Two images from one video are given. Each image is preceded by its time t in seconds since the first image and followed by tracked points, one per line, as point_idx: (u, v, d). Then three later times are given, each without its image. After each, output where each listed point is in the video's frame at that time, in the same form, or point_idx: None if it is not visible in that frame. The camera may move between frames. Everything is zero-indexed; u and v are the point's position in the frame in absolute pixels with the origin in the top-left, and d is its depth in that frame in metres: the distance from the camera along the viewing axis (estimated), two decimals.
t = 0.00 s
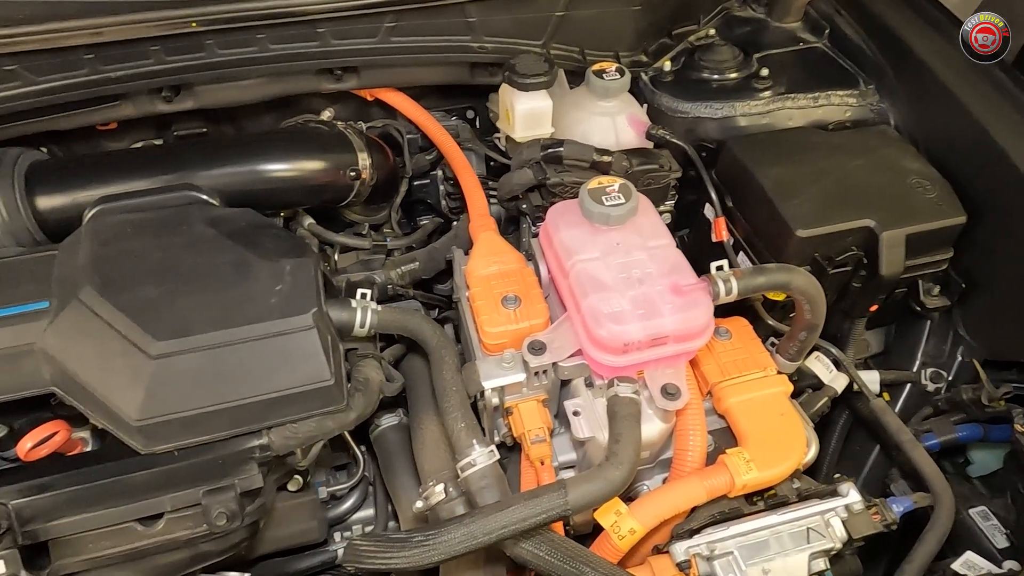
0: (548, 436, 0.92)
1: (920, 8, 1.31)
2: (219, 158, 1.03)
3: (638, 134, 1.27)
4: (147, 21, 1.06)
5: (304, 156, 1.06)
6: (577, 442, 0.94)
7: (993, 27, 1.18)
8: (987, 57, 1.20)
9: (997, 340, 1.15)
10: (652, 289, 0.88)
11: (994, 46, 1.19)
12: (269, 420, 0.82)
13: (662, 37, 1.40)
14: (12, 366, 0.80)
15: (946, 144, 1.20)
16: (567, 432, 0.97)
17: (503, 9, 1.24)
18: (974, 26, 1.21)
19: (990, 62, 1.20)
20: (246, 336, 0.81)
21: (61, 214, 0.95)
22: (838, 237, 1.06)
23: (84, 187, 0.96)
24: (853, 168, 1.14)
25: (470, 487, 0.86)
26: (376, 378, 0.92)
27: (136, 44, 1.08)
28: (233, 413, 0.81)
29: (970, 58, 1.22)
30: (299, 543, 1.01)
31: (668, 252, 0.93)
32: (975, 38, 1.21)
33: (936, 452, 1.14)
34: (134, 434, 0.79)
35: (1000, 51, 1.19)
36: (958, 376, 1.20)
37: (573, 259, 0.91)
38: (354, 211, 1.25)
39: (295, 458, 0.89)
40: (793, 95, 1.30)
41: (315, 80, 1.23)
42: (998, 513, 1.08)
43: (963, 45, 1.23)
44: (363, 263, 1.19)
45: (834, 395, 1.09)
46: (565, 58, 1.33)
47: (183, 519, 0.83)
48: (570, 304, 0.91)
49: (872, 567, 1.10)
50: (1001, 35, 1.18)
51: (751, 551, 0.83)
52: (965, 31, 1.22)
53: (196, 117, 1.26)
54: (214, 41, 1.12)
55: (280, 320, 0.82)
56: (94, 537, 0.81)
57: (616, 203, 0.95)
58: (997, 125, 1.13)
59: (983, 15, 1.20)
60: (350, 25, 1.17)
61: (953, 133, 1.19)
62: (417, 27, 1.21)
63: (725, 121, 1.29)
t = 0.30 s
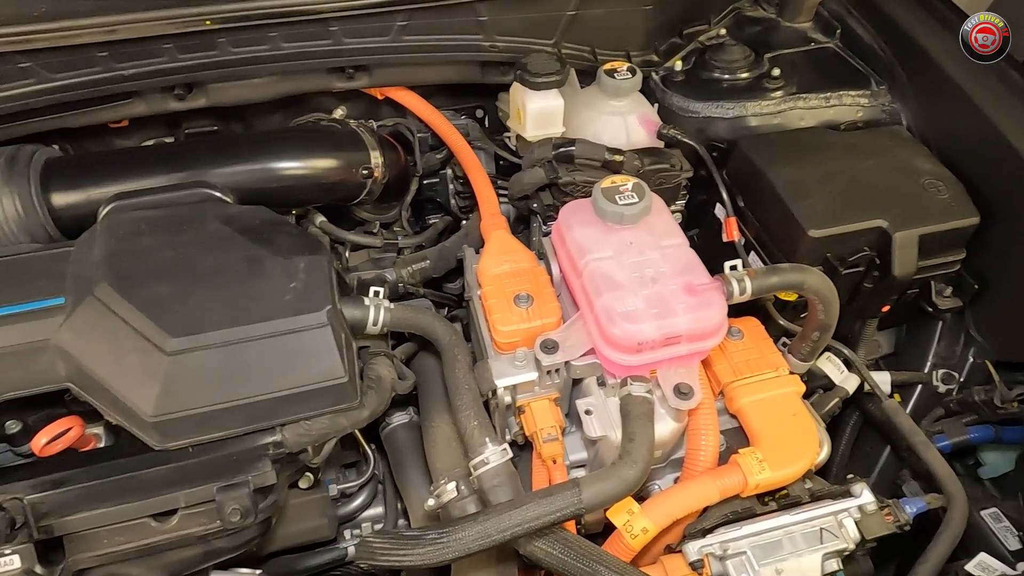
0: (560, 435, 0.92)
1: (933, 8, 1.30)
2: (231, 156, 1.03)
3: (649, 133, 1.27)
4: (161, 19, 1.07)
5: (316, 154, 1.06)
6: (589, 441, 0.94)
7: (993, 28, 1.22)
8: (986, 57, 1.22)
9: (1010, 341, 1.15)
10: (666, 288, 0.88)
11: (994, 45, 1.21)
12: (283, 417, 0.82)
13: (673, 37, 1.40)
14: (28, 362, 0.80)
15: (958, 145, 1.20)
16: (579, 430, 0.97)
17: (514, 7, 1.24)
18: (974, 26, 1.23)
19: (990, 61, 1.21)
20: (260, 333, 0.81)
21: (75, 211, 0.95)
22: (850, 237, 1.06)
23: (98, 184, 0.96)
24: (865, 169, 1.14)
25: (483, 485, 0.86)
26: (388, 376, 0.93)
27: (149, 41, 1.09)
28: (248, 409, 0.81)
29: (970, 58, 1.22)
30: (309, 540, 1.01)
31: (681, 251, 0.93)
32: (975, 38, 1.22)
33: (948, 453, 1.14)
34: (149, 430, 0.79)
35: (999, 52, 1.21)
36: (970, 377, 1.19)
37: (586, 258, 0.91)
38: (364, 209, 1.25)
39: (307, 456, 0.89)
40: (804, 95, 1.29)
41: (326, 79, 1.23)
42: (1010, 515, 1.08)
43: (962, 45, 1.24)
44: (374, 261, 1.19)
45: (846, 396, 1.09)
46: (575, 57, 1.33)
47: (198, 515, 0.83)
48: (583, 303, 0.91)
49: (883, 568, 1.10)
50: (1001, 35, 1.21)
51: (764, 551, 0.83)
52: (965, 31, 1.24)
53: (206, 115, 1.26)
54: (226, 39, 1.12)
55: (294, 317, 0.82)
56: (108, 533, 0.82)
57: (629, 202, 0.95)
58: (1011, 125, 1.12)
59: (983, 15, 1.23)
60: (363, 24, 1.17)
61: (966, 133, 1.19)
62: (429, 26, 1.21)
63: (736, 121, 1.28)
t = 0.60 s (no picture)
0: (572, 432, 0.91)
1: (946, 7, 1.30)
2: (245, 153, 1.03)
3: (660, 131, 1.27)
4: (174, 17, 1.06)
5: (329, 151, 1.06)
6: (601, 440, 0.94)
7: (994, 28, 1.22)
8: (987, 57, 1.22)
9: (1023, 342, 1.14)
10: (680, 287, 0.88)
11: (994, 45, 1.21)
12: (297, 413, 0.83)
13: (684, 36, 1.40)
14: (44, 357, 0.80)
15: (971, 145, 1.20)
16: (591, 429, 0.97)
17: (528, 5, 1.23)
18: (974, 26, 1.23)
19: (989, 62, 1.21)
20: (275, 329, 0.81)
21: (90, 207, 0.96)
22: (863, 237, 1.06)
23: (113, 180, 0.96)
24: (878, 169, 1.13)
25: (496, 482, 0.86)
26: (400, 373, 0.93)
27: (163, 39, 1.09)
28: (262, 405, 0.81)
29: (971, 58, 1.23)
30: (320, 537, 1.01)
31: (695, 250, 0.93)
32: (975, 38, 1.22)
33: (959, 454, 1.15)
34: (164, 425, 0.79)
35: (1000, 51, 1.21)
36: (982, 378, 1.19)
37: (599, 257, 0.91)
38: (375, 207, 1.25)
39: (320, 452, 0.89)
40: (816, 95, 1.29)
41: (338, 76, 1.23)
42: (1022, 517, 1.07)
43: (963, 46, 1.24)
44: (386, 258, 1.20)
45: (857, 396, 1.08)
46: (587, 56, 1.33)
47: (211, 511, 0.83)
48: (596, 301, 0.91)
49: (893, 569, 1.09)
50: (1001, 35, 1.21)
51: (777, 550, 0.83)
52: (965, 31, 1.24)
53: (217, 112, 1.26)
54: (240, 37, 1.12)
55: (308, 313, 0.82)
56: (122, 527, 0.82)
57: (643, 200, 0.95)
58: None
59: (983, 15, 1.22)
60: (375, 22, 1.17)
61: (979, 133, 1.18)
62: (441, 23, 1.20)
63: (748, 120, 1.28)
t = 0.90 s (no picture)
0: (584, 431, 0.92)
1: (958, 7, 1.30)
2: (257, 150, 1.03)
3: (671, 131, 1.27)
4: (188, 14, 1.07)
5: (341, 149, 1.06)
6: (613, 438, 0.94)
7: (994, 28, 1.21)
8: (987, 57, 1.22)
9: None
10: (693, 285, 0.88)
11: (994, 46, 1.21)
12: (310, 410, 0.83)
13: (695, 35, 1.39)
14: (59, 352, 0.81)
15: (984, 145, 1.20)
16: (602, 427, 0.97)
17: (540, 4, 1.23)
18: (974, 26, 1.23)
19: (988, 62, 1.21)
20: (289, 325, 0.82)
21: (104, 204, 0.96)
22: (875, 237, 1.06)
23: (127, 177, 0.97)
24: (890, 168, 1.13)
25: (509, 480, 0.86)
26: (412, 370, 0.93)
27: (176, 36, 1.09)
28: (276, 401, 0.81)
29: (970, 58, 1.23)
30: (331, 533, 1.02)
31: (708, 248, 0.93)
32: (975, 38, 1.23)
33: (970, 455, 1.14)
34: (178, 420, 0.80)
35: (1000, 51, 1.20)
36: (993, 379, 1.18)
37: (612, 255, 0.91)
38: (386, 204, 1.24)
39: (333, 449, 0.89)
40: (827, 94, 1.29)
41: (349, 74, 1.23)
42: None
43: (963, 46, 1.24)
44: (396, 256, 1.20)
45: (868, 396, 1.08)
46: (597, 55, 1.33)
47: (224, 507, 0.83)
48: (609, 299, 0.91)
49: (905, 570, 1.09)
50: (1002, 36, 1.20)
51: (791, 549, 0.83)
52: (965, 32, 1.24)
53: (227, 110, 1.26)
54: (252, 34, 1.12)
55: (322, 310, 0.83)
56: (135, 523, 0.82)
57: (656, 198, 0.95)
58: None
59: (983, 15, 1.22)
60: (387, 20, 1.17)
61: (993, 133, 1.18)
62: (454, 22, 1.21)
63: (759, 120, 1.28)
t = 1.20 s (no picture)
0: (594, 430, 0.92)
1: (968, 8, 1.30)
2: (268, 149, 1.04)
3: (681, 131, 1.27)
4: (201, 13, 1.07)
5: (352, 148, 1.07)
6: (623, 438, 0.94)
7: (994, 28, 1.20)
8: (987, 58, 1.22)
9: None
10: (705, 285, 0.88)
11: (994, 46, 1.21)
12: (322, 408, 0.83)
13: (704, 35, 1.39)
14: (73, 349, 0.81)
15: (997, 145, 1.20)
16: (612, 427, 0.97)
17: (550, 4, 1.24)
18: (974, 26, 1.23)
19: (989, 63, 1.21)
20: (302, 323, 0.82)
21: (118, 201, 0.96)
22: (886, 237, 1.06)
23: (140, 175, 0.97)
24: (901, 169, 1.13)
25: (520, 478, 0.86)
26: (423, 369, 0.93)
27: (189, 35, 1.10)
28: (288, 399, 0.82)
29: (970, 58, 1.23)
30: (342, 531, 1.02)
31: (719, 248, 0.93)
32: (975, 38, 1.23)
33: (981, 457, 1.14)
34: (191, 418, 0.80)
35: (1000, 51, 1.20)
36: (1003, 382, 1.18)
37: (623, 255, 0.91)
38: (395, 203, 1.25)
39: (344, 447, 0.90)
40: (837, 95, 1.30)
41: (360, 74, 1.23)
42: None
43: (963, 46, 1.25)
44: (406, 255, 1.20)
45: (877, 397, 1.08)
46: (607, 55, 1.33)
47: (237, 504, 0.84)
48: (620, 299, 0.91)
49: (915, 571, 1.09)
50: (1002, 35, 1.20)
51: (802, 550, 0.83)
52: (965, 32, 1.24)
53: (237, 109, 1.27)
54: (264, 34, 1.13)
55: (335, 308, 0.83)
56: (149, 519, 0.82)
57: (667, 198, 0.95)
58: None
59: (983, 15, 1.22)
60: (398, 19, 1.18)
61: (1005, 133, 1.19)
62: (465, 22, 1.21)
63: (768, 120, 1.28)
